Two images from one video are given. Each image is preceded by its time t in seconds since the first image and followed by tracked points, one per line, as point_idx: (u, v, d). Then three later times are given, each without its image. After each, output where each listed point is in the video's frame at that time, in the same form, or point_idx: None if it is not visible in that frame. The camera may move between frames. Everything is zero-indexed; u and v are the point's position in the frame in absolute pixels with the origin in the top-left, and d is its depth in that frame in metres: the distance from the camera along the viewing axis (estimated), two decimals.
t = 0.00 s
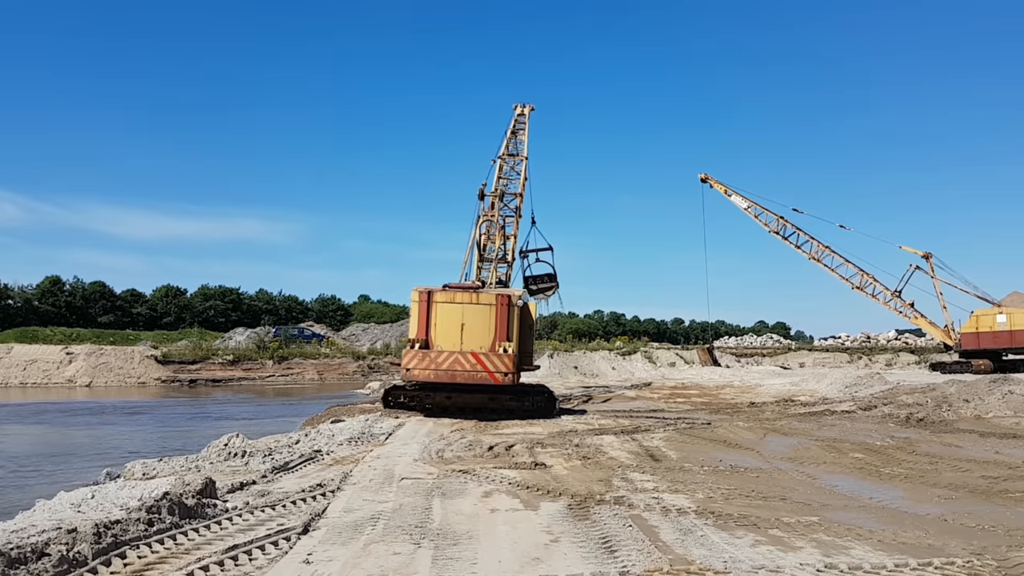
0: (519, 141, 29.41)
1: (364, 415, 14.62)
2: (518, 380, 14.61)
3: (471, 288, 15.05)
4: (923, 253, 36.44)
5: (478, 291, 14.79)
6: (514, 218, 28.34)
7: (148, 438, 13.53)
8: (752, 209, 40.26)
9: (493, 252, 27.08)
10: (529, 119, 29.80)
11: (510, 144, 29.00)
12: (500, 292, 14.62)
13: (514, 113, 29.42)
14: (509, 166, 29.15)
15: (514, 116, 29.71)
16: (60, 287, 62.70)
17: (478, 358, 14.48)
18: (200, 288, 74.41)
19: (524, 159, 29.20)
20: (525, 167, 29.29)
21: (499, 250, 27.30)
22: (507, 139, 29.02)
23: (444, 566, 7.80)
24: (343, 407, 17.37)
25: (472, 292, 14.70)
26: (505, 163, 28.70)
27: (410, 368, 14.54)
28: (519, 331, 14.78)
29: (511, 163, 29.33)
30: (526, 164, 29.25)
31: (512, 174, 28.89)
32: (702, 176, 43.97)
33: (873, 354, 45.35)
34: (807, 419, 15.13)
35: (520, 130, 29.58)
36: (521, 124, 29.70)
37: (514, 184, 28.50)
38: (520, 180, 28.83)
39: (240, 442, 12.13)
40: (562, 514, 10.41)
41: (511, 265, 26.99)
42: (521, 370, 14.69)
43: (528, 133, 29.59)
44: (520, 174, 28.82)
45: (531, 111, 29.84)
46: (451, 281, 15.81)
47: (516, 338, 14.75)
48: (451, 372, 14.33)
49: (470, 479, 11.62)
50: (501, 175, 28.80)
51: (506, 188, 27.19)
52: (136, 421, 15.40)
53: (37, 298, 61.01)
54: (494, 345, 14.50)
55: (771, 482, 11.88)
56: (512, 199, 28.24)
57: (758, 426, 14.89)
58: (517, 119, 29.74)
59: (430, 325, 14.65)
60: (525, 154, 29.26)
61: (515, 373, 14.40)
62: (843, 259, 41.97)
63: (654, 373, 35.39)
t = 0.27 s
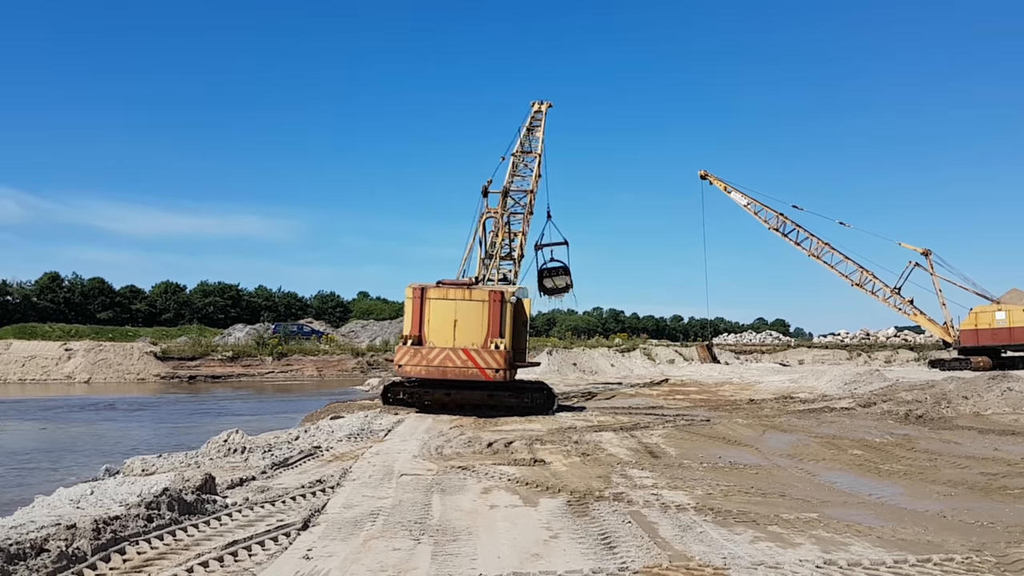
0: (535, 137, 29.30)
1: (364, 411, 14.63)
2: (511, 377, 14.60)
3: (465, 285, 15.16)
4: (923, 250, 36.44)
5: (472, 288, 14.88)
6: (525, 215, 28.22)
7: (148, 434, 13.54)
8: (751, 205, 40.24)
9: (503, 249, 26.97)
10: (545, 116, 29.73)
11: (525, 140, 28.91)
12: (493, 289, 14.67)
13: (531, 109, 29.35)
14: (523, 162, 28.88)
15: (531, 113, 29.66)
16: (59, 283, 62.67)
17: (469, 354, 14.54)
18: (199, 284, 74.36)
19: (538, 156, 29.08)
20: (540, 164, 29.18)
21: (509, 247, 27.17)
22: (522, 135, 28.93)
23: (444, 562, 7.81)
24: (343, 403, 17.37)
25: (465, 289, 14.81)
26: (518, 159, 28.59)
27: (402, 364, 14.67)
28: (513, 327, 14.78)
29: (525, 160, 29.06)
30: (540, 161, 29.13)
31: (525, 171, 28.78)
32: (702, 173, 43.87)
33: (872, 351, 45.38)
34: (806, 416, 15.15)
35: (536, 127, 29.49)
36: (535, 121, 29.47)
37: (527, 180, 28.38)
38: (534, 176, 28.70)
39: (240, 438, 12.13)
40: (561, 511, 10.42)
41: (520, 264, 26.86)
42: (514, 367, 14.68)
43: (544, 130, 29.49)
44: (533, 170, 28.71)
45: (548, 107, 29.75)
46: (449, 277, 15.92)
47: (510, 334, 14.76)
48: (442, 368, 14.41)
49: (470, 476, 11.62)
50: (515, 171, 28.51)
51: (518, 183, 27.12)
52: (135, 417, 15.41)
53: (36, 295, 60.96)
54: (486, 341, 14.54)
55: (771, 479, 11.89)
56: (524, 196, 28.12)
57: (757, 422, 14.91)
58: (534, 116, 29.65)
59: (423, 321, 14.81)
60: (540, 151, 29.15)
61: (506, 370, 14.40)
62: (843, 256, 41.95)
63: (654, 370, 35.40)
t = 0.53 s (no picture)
0: (549, 135, 29.26)
1: (363, 409, 14.63)
2: (503, 375, 14.57)
3: (460, 283, 15.24)
4: (922, 247, 36.45)
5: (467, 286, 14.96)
6: (535, 212, 28.21)
7: (148, 432, 13.55)
8: (751, 203, 40.22)
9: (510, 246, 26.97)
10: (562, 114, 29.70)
11: (539, 137, 28.87)
12: (487, 286, 14.73)
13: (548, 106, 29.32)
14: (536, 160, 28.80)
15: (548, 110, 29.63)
16: (58, 281, 62.63)
17: (462, 352, 14.55)
18: (198, 282, 74.33)
19: (551, 153, 29.02)
20: (553, 162, 29.13)
21: (516, 245, 27.17)
22: (537, 132, 28.90)
23: (444, 559, 7.82)
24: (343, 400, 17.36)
25: (460, 287, 14.89)
26: (531, 156, 28.57)
27: (395, 361, 14.70)
28: (507, 325, 14.81)
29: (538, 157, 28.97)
30: (553, 159, 29.09)
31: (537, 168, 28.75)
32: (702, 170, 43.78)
33: (872, 348, 45.40)
34: (806, 413, 15.16)
35: (551, 124, 29.46)
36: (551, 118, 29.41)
37: (538, 177, 28.35)
38: (546, 174, 28.67)
39: (239, 436, 12.14)
40: (561, 508, 10.43)
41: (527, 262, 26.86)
42: (507, 365, 14.67)
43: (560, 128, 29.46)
44: (545, 168, 28.67)
45: (565, 105, 29.71)
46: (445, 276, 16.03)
47: (503, 332, 14.78)
48: (434, 365, 14.43)
49: (470, 474, 11.63)
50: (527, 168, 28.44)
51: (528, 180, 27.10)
52: (135, 415, 15.41)
53: (36, 292, 60.95)
54: (479, 339, 14.58)
55: (771, 476, 11.89)
56: (534, 193, 28.10)
57: (757, 420, 14.92)
58: (551, 113, 29.62)
59: (417, 319, 14.88)
60: (553, 149, 29.09)
61: (498, 367, 14.37)
62: (843, 254, 41.92)
63: (653, 368, 35.44)
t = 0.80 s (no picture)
0: (562, 137, 29.30)
1: (361, 410, 14.64)
2: (494, 376, 14.60)
3: (454, 283, 15.21)
4: (921, 250, 36.48)
5: (460, 286, 14.94)
6: (543, 214, 28.25)
7: (146, 433, 13.55)
8: (749, 205, 40.24)
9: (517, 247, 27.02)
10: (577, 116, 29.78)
11: (552, 139, 28.92)
12: (479, 287, 14.68)
13: (563, 108, 29.41)
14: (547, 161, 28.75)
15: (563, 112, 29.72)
16: (56, 282, 62.61)
17: (453, 353, 14.58)
18: (197, 283, 74.34)
19: (563, 156, 29.05)
20: (564, 164, 29.17)
21: (522, 246, 27.21)
22: (550, 133, 28.96)
23: (442, 560, 7.82)
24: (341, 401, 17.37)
25: (453, 287, 14.87)
26: (542, 157, 28.62)
27: (387, 362, 14.77)
28: (499, 326, 14.80)
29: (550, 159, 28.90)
30: (564, 161, 29.13)
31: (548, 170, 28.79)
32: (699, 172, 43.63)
33: (870, 350, 45.43)
34: (804, 415, 15.17)
35: (565, 127, 29.52)
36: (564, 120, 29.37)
37: (549, 179, 28.39)
38: (556, 176, 28.70)
39: (238, 437, 12.14)
40: (559, 510, 10.43)
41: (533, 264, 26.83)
42: (499, 366, 14.68)
43: (573, 130, 29.51)
44: (556, 170, 28.71)
45: (581, 108, 29.81)
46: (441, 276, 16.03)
47: (496, 333, 14.77)
48: (426, 367, 14.49)
49: (468, 475, 11.62)
50: (538, 169, 28.40)
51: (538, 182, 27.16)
52: (133, 416, 15.40)
53: (34, 293, 60.90)
54: (471, 340, 14.59)
55: (768, 478, 11.89)
56: (544, 195, 28.13)
57: (755, 422, 14.93)
58: (566, 115, 29.70)
59: (410, 320, 14.91)
60: (565, 151, 29.13)
61: (489, 368, 14.40)
62: (841, 256, 41.88)
63: (651, 369, 35.46)
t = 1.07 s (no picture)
0: (567, 141, 29.32)
1: (353, 413, 14.63)
2: (481, 379, 14.61)
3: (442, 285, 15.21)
4: (911, 255, 36.66)
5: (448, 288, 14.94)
6: (545, 218, 28.27)
7: (136, 435, 13.49)
8: (741, 209, 40.34)
9: (516, 250, 27.06)
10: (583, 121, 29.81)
11: (557, 143, 28.94)
12: (467, 290, 14.69)
13: (570, 112, 29.44)
14: (551, 165, 28.73)
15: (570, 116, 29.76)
16: (47, 283, 62.32)
17: (440, 355, 14.59)
18: (188, 285, 74.06)
19: (567, 160, 29.07)
20: (567, 168, 29.19)
21: (521, 249, 27.24)
22: (556, 137, 28.98)
23: (433, 564, 7.81)
24: (333, 404, 17.35)
25: (441, 290, 14.87)
26: (547, 161, 28.64)
27: (373, 365, 14.79)
28: (487, 329, 14.80)
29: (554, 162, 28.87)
30: (567, 166, 29.15)
31: (552, 173, 28.80)
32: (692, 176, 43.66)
33: (861, 354, 45.61)
34: (795, 419, 15.23)
35: (571, 131, 29.55)
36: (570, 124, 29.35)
37: (552, 183, 28.42)
38: (559, 180, 28.72)
39: (228, 440, 12.11)
40: (551, 513, 10.43)
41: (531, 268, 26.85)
42: (486, 369, 14.68)
43: (579, 135, 29.54)
44: (560, 174, 28.73)
45: (587, 112, 29.87)
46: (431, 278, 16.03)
47: (483, 335, 14.77)
48: (412, 369, 14.53)
49: (459, 478, 11.61)
50: (541, 172, 28.40)
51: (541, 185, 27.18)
52: (123, 418, 15.34)
53: (24, 295, 60.61)
54: (458, 343, 14.60)
55: (760, 482, 11.92)
56: (546, 199, 28.15)
57: (746, 426, 14.98)
58: (573, 118, 29.72)
59: (399, 322, 14.92)
60: (570, 156, 29.16)
61: (475, 371, 14.41)
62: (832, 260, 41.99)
63: (644, 373, 35.52)
